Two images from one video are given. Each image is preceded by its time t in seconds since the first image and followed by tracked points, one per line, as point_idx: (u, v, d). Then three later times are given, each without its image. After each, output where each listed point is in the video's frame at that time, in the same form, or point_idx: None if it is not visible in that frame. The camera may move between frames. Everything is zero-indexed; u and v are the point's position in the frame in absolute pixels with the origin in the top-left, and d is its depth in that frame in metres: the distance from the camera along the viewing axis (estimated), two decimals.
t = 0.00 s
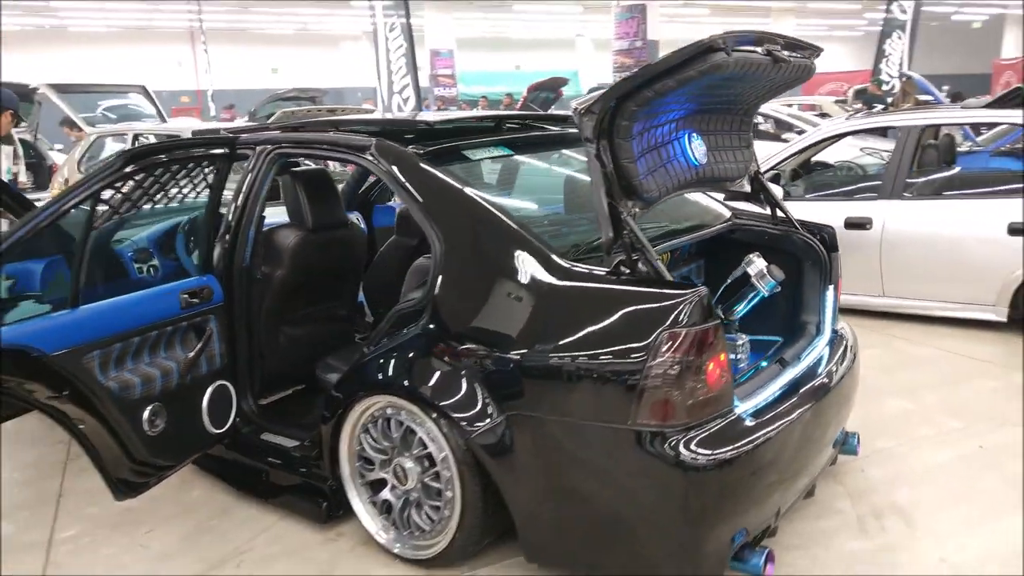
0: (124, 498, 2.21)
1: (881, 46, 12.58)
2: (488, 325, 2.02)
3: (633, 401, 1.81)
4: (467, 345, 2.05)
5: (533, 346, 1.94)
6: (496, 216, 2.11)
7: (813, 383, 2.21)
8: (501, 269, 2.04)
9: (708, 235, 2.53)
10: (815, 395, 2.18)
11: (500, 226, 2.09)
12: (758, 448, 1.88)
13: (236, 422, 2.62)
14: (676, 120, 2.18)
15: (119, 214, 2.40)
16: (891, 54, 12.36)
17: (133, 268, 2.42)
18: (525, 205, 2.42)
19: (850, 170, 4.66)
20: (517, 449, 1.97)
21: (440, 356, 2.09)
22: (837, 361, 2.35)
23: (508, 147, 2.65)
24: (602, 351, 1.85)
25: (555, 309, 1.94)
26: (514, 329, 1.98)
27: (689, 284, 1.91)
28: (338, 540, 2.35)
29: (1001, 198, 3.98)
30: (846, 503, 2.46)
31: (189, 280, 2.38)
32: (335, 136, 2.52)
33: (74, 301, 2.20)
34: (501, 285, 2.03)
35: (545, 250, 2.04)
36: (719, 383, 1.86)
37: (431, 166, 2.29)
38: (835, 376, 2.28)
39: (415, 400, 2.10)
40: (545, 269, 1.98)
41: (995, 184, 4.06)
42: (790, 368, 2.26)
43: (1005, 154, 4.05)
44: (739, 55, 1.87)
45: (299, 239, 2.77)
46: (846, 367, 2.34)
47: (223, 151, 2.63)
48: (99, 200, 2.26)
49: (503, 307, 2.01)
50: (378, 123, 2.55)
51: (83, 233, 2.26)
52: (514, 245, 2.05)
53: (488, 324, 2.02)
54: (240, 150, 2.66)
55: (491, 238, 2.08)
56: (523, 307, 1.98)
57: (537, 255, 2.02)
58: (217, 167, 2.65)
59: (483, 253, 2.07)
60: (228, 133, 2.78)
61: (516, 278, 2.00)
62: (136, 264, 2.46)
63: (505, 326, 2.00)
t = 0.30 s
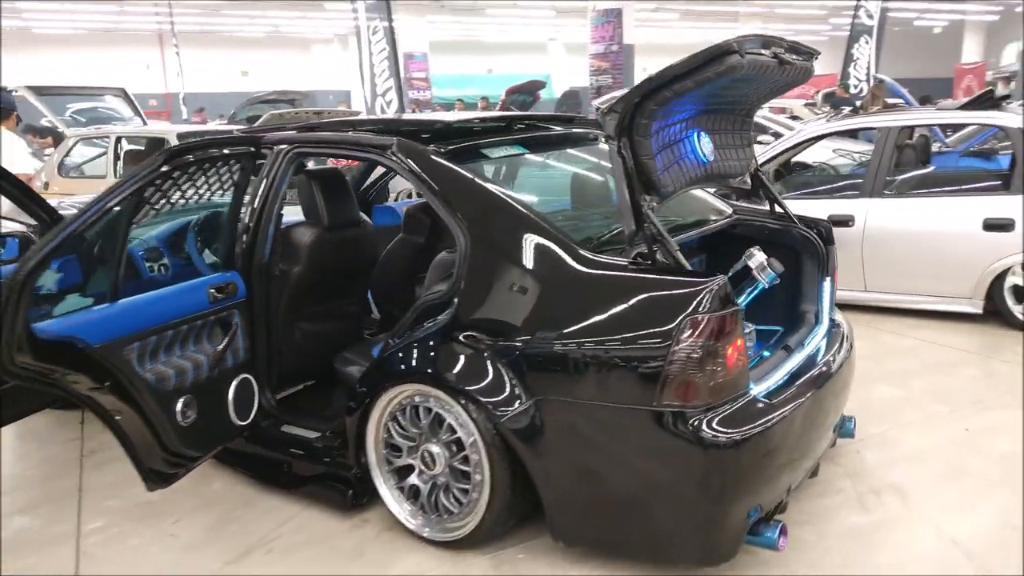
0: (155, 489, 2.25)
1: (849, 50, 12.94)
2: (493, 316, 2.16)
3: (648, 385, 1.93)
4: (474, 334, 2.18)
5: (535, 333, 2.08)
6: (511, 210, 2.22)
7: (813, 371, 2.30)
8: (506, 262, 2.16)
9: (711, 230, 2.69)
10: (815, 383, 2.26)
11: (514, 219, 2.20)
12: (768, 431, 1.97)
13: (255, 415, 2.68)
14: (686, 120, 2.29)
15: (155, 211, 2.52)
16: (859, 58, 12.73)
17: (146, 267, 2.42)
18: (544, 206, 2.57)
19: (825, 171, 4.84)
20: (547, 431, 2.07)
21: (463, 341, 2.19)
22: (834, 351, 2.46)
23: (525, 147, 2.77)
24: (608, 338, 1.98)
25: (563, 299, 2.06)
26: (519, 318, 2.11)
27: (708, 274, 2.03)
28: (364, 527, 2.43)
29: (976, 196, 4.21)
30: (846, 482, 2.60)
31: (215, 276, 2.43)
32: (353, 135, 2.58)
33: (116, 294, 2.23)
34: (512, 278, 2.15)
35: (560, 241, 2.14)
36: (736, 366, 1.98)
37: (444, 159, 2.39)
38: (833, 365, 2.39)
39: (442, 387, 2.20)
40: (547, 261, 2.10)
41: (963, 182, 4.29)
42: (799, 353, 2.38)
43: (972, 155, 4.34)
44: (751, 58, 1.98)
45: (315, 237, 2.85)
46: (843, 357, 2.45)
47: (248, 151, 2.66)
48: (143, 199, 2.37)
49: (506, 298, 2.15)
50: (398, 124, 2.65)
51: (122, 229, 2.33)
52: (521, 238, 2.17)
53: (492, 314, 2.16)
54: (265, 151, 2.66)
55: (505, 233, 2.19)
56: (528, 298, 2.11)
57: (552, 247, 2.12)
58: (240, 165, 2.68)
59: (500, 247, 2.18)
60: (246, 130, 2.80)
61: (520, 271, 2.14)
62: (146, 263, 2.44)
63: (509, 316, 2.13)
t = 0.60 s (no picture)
0: (195, 484, 2.30)
1: (833, 54, 13.15)
2: (503, 315, 2.28)
3: (657, 380, 2.04)
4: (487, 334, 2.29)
5: (545, 329, 2.20)
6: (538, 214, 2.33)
7: (824, 370, 2.42)
8: (518, 262, 2.28)
9: (725, 234, 2.77)
10: (827, 382, 2.37)
11: (533, 220, 2.32)
12: (791, 423, 2.09)
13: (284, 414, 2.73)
14: (704, 127, 2.40)
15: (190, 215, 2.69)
16: (842, 62, 12.94)
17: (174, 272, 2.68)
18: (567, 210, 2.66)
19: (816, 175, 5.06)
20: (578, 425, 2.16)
21: (489, 337, 2.28)
22: (841, 351, 2.57)
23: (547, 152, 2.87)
24: (618, 336, 2.09)
25: (577, 298, 2.18)
26: (529, 315, 2.23)
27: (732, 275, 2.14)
28: (394, 519, 2.52)
29: (966, 200, 4.41)
30: (853, 474, 2.73)
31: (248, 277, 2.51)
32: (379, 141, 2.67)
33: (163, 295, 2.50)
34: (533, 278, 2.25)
35: (587, 243, 2.25)
36: (759, 362, 2.09)
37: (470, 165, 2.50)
38: (842, 364, 2.50)
39: (475, 384, 2.28)
40: (554, 262, 2.23)
41: (947, 185, 4.53)
42: (812, 350, 2.51)
43: (958, 158, 4.60)
44: (773, 69, 2.09)
45: (339, 239, 2.94)
46: (850, 357, 2.56)
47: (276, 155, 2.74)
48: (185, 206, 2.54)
49: (515, 296, 2.27)
50: (425, 131, 2.73)
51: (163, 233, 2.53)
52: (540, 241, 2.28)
53: (504, 312, 2.27)
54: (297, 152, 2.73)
55: (524, 235, 2.30)
56: (538, 297, 2.24)
57: (571, 250, 2.23)
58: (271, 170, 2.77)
59: (519, 249, 2.29)
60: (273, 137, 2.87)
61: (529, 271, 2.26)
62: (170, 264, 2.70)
63: (518, 313, 2.25)
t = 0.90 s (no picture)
0: (250, 475, 2.36)
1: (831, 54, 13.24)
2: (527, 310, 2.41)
3: (675, 369, 2.16)
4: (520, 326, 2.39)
5: (569, 323, 2.32)
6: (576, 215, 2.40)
7: (856, 366, 2.49)
8: (551, 260, 2.39)
9: (756, 233, 2.83)
10: (859, 377, 2.45)
11: (565, 217, 2.40)
12: (830, 415, 2.19)
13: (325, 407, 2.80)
14: (742, 128, 2.47)
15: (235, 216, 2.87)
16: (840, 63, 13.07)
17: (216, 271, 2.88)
18: (602, 205, 2.71)
19: (824, 175, 5.20)
20: (627, 417, 2.23)
21: (529, 331, 2.37)
22: (872, 348, 2.64)
23: (583, 151, 2.96)
24: (644, 330, 2.21)
25: (606, 293, 2.30)
26: (551, 311, 2.36)
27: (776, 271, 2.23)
28: (440, 509, 2.59)
29: (976, 198, 4.52)
30: (882, 465, 2.82)
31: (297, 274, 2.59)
32: (420, 142, 2.74)
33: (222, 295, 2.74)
34: (568, 274, 2.35)
35: (630, 237, 2.34)
36: (803, 354, 2.17)
37: (521, 167, 2.56)
38: (871, 360, 2.56)
39: (523, 376, 2.35)
40: (579, 260, 2.35)
41: (949, 185, 4.66)
42: (846, 344, 2.59)
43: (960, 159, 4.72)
44: (815, 72, 2.17)
45: (378, 238, 2.99)
46: (880, 355, 2.62)
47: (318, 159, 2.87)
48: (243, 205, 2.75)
49: (541, 293, 2.40)
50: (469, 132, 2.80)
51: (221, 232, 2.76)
52: (577, 238, 2.36)
53: (536, 308, 2.39)
54: (342, 155, 2.83)
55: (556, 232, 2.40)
56: (562, 293, 2.36)
57: (613, 246, 2.32)
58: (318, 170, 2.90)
59: (554, 246, 2.40)
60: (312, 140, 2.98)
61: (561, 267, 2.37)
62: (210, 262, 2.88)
63: (544, 308, 2.37)
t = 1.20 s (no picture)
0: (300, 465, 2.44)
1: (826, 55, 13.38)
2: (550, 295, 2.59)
3: (693, 361, 2.27)
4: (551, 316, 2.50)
5: (591, 311, 2.43)
6: (610, 213, 2.50)
7: (881, 359, 2.53)
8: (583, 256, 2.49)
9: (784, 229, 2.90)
10: (884, 371, 2.50)
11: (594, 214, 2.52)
12: (862, 405, 2.27)
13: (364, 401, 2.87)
14: (773, 128, 2.56)
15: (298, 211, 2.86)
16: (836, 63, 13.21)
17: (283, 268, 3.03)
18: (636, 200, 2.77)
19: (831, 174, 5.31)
20: (668, 407, 2.31)
21: (564, 325, 2.45)
22: (895, 339, 2.71)
23: (615, 150, 3.02)
24: (663, 322, 2.32)
25: (635, 286, 2.40)
26: (575, 302, 2.47)
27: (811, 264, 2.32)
28: (481, 498, 2.67)
29: (981, 194, 4.64)
30: (904, 453, 2.92)
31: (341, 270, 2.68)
32: (456, 143, 2.84)
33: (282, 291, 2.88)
34: (599, 269, 2.46)
35: (665, 233, 2.43)
36: (837, 343, 2.25)
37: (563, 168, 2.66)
38: (895, 352, 2.63)
39: (566, 368, 2.42)
40: (604, 258, 2.46)
41: (946, 181, 4.80)
42: (873, 334, 2.67)
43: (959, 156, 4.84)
44: (847, 73, 2.29)
45: (413, 236, 3.08)
46: (903, 347, 2.69)
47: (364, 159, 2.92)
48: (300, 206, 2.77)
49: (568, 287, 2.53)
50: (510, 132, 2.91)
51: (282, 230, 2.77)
52: (604, 232, 2.48)
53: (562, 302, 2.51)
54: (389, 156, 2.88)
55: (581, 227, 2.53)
56: (584, 287, 2.48)
57: (651, 241, 2.42)
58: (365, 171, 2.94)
59: (586, 242, 2.50)
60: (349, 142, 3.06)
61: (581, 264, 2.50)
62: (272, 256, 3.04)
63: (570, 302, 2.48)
